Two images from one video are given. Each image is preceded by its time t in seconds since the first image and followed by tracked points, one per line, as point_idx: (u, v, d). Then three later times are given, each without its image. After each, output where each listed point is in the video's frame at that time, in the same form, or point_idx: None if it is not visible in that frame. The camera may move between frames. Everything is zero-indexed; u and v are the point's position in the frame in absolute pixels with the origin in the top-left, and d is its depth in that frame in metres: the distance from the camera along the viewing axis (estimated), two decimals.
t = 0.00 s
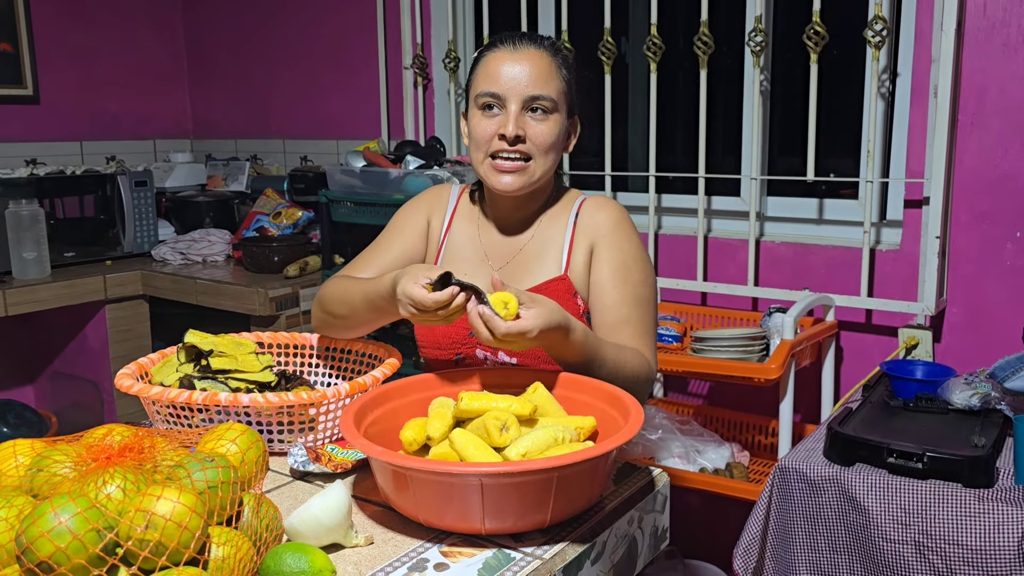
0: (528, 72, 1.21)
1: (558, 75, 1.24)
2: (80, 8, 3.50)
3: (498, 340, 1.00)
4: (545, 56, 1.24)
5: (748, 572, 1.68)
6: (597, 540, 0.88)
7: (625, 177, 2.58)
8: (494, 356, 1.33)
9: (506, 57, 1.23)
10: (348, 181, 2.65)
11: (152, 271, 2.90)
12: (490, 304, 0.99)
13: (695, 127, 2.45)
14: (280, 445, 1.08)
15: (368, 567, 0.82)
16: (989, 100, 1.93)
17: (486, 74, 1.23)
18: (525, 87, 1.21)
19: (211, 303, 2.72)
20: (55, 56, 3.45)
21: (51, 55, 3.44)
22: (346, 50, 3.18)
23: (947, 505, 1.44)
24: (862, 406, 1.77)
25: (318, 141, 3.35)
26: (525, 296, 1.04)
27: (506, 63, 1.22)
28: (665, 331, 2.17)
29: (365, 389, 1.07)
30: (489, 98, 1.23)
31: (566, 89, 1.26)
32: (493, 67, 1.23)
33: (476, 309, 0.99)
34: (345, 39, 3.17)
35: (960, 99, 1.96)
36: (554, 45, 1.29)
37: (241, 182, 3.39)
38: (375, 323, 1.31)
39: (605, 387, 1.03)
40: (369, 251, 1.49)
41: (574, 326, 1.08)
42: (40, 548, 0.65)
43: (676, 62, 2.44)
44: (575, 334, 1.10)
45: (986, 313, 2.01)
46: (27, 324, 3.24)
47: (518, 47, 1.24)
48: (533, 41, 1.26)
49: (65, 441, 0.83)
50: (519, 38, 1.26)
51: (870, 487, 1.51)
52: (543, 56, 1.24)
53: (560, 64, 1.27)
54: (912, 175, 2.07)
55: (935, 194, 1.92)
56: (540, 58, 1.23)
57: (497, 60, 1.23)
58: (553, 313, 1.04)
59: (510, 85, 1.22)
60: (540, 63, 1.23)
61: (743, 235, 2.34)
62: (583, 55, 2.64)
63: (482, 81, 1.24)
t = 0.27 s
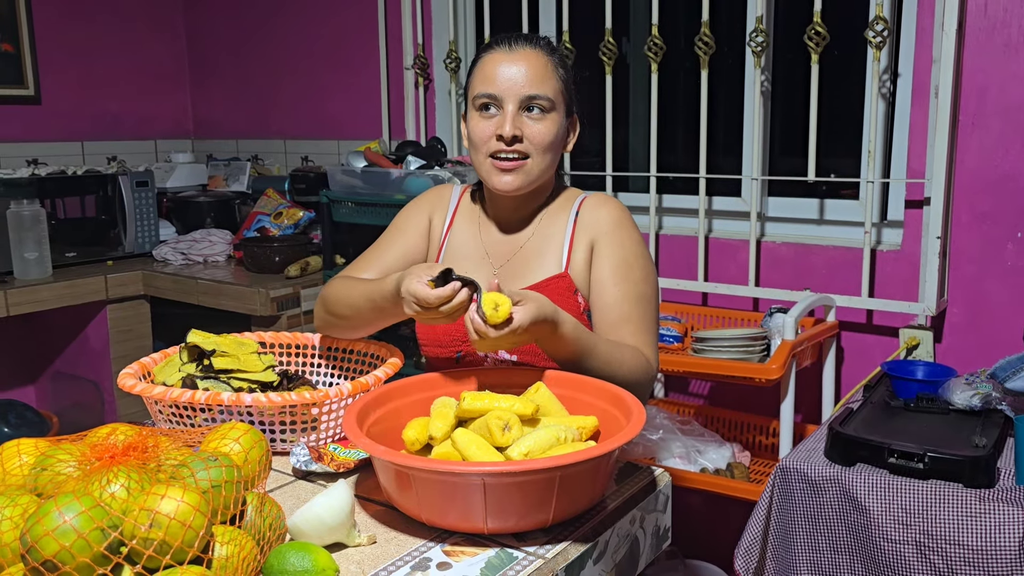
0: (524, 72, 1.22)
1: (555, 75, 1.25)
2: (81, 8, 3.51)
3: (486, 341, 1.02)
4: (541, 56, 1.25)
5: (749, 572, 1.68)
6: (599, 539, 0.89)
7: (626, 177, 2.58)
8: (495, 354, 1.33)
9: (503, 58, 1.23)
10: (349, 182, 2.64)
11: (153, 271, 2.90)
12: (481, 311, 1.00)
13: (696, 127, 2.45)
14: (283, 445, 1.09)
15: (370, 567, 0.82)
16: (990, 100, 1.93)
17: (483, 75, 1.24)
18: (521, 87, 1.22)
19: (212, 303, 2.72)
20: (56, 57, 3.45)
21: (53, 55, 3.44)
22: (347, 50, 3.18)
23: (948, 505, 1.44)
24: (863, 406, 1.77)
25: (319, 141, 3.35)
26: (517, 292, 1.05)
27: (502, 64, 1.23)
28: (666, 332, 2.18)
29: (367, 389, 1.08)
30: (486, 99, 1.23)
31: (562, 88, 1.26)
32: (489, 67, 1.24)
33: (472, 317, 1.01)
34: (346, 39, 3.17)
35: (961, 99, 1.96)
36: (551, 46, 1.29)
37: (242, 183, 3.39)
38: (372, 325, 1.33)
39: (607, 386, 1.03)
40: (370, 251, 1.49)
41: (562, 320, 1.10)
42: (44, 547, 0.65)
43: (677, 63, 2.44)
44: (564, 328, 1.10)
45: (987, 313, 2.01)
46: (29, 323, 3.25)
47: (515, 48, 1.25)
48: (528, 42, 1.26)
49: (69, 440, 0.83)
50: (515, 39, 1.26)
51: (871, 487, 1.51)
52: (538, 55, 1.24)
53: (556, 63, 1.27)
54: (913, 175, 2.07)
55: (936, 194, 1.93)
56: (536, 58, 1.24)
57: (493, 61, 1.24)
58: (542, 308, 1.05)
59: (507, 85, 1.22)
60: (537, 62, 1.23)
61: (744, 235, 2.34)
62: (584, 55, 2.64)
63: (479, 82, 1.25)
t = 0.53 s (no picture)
0: (522, 73, 1.22)
1: (552, 77, 1.25)
2: (82, 9, 3.51)
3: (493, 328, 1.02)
4: (539, 58, 1.25)
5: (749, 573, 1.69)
6: (600, 540, 0.89)
7: (626, 179, 2.59)
8: (496, 355, 1.33)
9: (501, 59, 1.24)
10: (349, 183, 2.64)
11: (154, 272, 2.90)
12: (477, 296, 1.01)
13: (696, 128, 2.45)
14: (284, 446, 1.09)
15: (373, 568, 0.82)
16: (990, 101, 1.94)
17: (481, 76, 1.24)
18: (519, 88, 1.22)
19: (213, 304, 2.72)
20: (57, 58, 3.45)
21: (54, 56, 3.45)
22: (347, 51, 3.18)
23: (948, 507, 1.44)
24: (864, 407, 1.77)
25: (319, 142, 3.35)
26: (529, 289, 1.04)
27: (499, 65, 1.23)
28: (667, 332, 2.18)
29: (368, 390, 1.08)
30: (484, 101, 1.24)
31: (560, 89, 1.27)
32: (487, 69, 1.24)
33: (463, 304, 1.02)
34: (347, 40, 3.17)
35: (961, 100, 1.97)
36: (549, 48, 1.30)
37: (243, 184, 3.39)
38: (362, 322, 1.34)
39: (608, 387, 1.03)
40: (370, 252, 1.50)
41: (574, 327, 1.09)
42: (48, 548, 0.65)
43: (677, 64, 2.45)
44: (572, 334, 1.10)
45: (987, 315, 2.01)
46: (30, 324, 3.25)
47: (513, 50, 1.25)
48: (525, 44, 1.27)
49: (72, 441, 0.83)
50: (514, 42, 1.27)
51: (871, 488, 1.51)
52: (536, 56, 1.25)
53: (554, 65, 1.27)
54: (913, 177, 2.07)
55: (936, 196, 1.93)
56: (534, 60, 1.24)
57: (491, 62, 1.24)
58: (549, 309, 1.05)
59: (505, 86, 1.22)
60: (535, 64, 1.24)
61: (744, 236, 2.34)
62: (584, 56, 2.64)
63: (477, 83, 1.25)
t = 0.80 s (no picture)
0: (518, 73, 1.22)
1: (548, 77, 1.25)
2: (83, 10, 3.51)
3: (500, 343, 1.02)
4: (535, 58, 1.26)
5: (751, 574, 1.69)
6: (603, 541, 0.89)
7: (627, 180, 2.59)
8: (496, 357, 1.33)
9: (496, 60, 1.24)
10: (351, 184, 2.65)
11: (154, 273, 2.90)
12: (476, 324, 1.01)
13: (697, 129, 2.45)
14: (287, 446, 1.09)
15: (375, 568, 0.82)
16: (991, 102, 1.94)
17: (477, 77, 1.25)
18: (514, 88, 1.22)
19: (213, 304, 2.72)
20: (58, 58, 3.46)
21: (55, 57, 3.45)
22: (348, 51, 3.18)
23: (949, 507, 1.45)
24: (865, 409, 1.77)
25: (320, 142, 3.35)
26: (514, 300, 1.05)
27: (494, 66, 1.24)
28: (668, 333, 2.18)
29: (370, 391, 1.08)
30: (480, 102, 1.24)
31: (557, 88, 1.26)
32: (483, 69, 1.24)
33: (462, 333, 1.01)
34: (347, 40, 3.18)
35: (962, 102, 1.97)
36: (546, 49, 1.30)
37: (244, 184, 3.39)
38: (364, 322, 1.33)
39: (610, 389, 1.03)
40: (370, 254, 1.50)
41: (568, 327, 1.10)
42: (52, 549, 0.65)
43: (678, 65, 2.45)
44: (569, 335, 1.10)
45: (988, 316, 2.01)
46: (31, 324, 3.25)
47: (508, 51, 1.26)
48: (521, 44, 1.27)
49: (74, 442, 0.83)
50: (509, 43, 1.27)
51: (872, 490, 1.51)
52: (531, 56, 1.25)
53: (550, 66, 1.28)
54: (914, 178, 2.07)
55: (937, 197, 1.93)
56: (530, 60, 1.24)
57: (487, 63, 1.25)
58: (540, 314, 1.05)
59: (500, 86, 1.23)
60: (530, 64, 1.24)
61: (745, 237, 2.34)
62: (585, 57, 2.65)
63: (473, 84, 1.25)
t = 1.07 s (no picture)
0: (509, 72, 1.23)
1: (541, 74, 1.25)
2: (83, 9, 3.51)
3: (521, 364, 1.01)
4: (527, 56, 1.26)
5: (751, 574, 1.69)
6: (605, 541, 0.89)
7: (627, 180, 2.59)
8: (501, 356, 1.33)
9: (487, 61, 1.25)
10: (352, 184, 2.66)
11: (155, 272, 2.90)
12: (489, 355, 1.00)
13: (697, 129, 2.45)
14: (288, 446, 1.09)
15: (377, 568, 0.82)
16: (992, 103, 1.94)
17: (470, 80, 1.26)
18: (506, 86, 1.23)
19: (214, 304, 2.72)
20: (58, 58, 3.45)
21: (55, 56, 3.45)
22: (349, 50, 3.18)
23: (950, 508, 1.45)
24: (866, 408, 1.78)
25: (320, 142, 3.35)
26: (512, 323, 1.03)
27: (486, 67, 1.24)
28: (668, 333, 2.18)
29: (372, 390, 1.08)
30: (474, 103, 1.25)
31: (550, 85, 1.27)
32: (475, 72, 1.25)
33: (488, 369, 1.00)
34: (348, 40, 3.18)
35: (963, 102, 1.97)
36: (540, 48, 1.31)
37: (244, 184, 3.39)
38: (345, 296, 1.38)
39: (613, 389, 1.03)
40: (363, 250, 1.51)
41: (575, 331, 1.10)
42: (55, 548, 0.65)
43: (679, 66, 2.45)
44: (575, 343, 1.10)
45: (988, 316, 2.01)
46: (31, 324, 3.25)
47: (499, 51, 1.26)
48: (511, 44, 1.28)
49: (77, 441, 0.83)
50: (501, 45, 1.28)
51: (873, 490, 1.51)
52: (522, 55, 1.26)
53: (543, 64, 1.28)
54: (914, 179, 2.07)
55: (938, 198, 1.93)
56: (521, 59, 1.25)
57: (479, 65, 1.26)
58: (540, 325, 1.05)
59: (493, 86, 1.23)
60: (521, 62, 1.24)
61: (745, 238, 2.34)
62: (585, 57, 2.64)
63: (467, 87, 1.26)
